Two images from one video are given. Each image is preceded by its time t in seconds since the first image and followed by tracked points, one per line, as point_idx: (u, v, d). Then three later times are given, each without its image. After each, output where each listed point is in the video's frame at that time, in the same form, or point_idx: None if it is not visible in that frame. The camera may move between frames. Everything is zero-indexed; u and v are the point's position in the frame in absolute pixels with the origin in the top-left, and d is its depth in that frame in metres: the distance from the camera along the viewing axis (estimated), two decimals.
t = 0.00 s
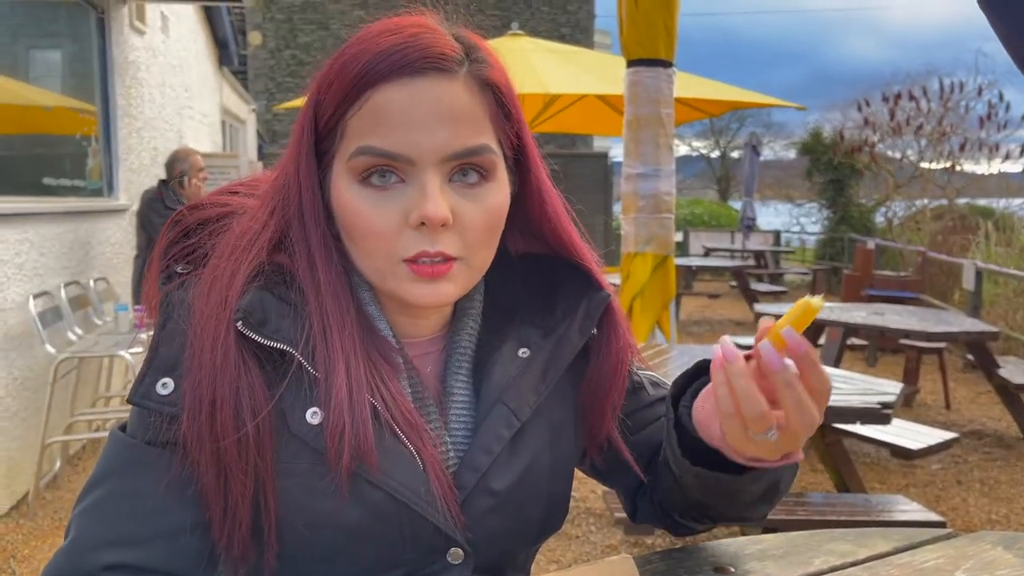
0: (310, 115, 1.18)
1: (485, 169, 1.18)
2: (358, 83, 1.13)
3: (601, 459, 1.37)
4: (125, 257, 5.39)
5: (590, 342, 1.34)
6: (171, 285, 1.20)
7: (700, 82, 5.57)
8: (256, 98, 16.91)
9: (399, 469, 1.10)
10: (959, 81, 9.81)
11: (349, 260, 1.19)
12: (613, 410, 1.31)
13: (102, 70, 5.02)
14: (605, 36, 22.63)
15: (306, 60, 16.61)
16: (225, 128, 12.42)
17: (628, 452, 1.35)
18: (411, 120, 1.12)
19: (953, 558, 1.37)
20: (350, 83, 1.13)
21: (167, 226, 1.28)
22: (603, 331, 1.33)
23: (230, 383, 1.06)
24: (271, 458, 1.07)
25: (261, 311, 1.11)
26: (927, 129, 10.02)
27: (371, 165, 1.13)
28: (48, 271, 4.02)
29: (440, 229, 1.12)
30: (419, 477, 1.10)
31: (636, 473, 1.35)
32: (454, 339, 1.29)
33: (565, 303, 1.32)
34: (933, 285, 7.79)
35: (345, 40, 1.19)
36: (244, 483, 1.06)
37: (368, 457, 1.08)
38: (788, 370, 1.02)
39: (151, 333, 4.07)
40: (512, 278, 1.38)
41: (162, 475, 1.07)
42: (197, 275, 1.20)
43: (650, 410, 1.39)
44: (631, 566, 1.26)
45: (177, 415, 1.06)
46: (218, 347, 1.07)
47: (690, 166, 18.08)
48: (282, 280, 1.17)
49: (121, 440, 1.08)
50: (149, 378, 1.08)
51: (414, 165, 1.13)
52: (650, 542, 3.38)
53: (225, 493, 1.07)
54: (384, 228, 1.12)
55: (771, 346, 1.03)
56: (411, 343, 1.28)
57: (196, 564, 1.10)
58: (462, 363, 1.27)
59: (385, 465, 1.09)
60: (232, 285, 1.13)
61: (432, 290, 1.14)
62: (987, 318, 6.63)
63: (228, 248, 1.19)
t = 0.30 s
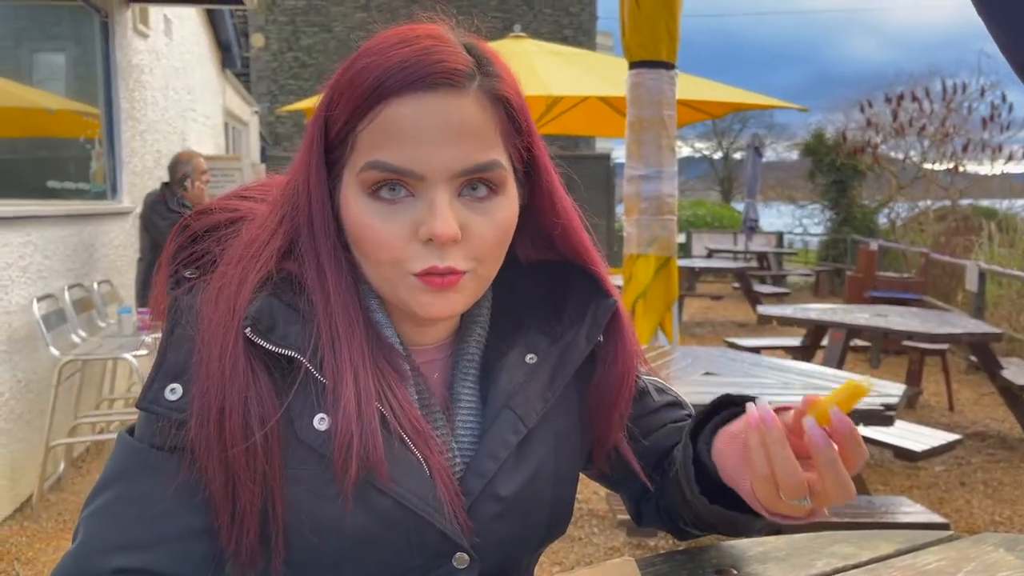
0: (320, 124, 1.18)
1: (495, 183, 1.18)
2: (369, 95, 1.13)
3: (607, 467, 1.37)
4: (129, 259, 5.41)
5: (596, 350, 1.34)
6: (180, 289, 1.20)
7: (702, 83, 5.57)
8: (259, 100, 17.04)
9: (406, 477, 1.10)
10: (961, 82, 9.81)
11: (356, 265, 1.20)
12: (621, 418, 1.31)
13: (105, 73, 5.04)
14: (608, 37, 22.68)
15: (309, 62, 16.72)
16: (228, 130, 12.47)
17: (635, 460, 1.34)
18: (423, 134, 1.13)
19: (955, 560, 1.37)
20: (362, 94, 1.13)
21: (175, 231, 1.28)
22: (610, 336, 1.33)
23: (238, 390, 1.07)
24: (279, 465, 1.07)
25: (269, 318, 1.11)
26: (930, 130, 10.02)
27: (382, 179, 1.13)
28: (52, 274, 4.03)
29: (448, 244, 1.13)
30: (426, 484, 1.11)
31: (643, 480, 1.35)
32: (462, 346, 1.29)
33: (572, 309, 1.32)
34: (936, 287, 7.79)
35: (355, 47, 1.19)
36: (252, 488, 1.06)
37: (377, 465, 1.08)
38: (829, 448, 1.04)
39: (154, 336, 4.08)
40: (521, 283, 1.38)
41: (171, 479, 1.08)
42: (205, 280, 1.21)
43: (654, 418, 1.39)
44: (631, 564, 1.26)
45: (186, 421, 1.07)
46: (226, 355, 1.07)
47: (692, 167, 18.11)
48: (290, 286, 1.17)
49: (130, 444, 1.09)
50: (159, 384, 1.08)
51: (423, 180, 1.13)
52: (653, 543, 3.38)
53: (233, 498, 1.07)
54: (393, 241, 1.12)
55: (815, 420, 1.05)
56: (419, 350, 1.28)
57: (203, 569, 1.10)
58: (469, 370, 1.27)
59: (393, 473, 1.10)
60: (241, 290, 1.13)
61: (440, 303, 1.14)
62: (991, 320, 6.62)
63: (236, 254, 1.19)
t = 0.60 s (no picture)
0: (332, 130, 1.18)
1: (506, 188, 1.18)
2: (385, 101, 1.13)
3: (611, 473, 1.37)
4: (132, 261, 5.42)
5: (602, 356, 1.33)
6: (188, 292, 1.20)
7: (705, 85, 5.56)
8: (262, 102, 17.16)
9: (412, 482, 1.11)
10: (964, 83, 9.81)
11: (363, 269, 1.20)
12: (625, 423, 1.31)
13: (108, 75, 5.05)
14: (610, 39, 22.73)
15: (312, 63, 16.88)
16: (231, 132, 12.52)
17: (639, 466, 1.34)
18: (437, 141, 1.13)
19: (957, 563, 1.37)
20: (378, 102, 1.13)
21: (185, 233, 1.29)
22: (615, 343, 1.33)
23: (245, 395, 1.07)
24: (285, 469, 1.07)
25: (276, 321, 1.12)
26: (933, 130, 10.02)
27: (396, 185, 1.13)
28: (56, 276, 4.04)
29: (462, 250, 1.13)
30: (432, 491, 1.11)
31: (648, 486, 1.34)
32: (468, 351, 1.29)
33: (578, 315, 1.32)
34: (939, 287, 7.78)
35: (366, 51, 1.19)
36: (258, 493, 1.07)
37: (383, 472, 1.08)
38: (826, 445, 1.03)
39: (158, 338, 4.09)
40: (528, 288, 1.38)
41: (176, 483, 1.08)
42: (213, 283, 1.21)
43: (657, 426, 1.39)
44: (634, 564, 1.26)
45: (192, 425, 1.07)
46: (234, 359, 1.08)
47: (694, 168, 18.13)
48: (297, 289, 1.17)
49: (138, 446, 1.09)
50: (167, 387, 1.09)
51: (438, 186, 1.13)
52: (655, 545, 3.38)
53: (239, 502, 1.08)
54: (406, 247, 1.12)
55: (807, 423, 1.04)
56: (425, 354, 1.28)
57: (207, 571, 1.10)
58: (475, 375, 1.28)
59: (400, 479, 1.10)
60: (248, 293, 1.13)
61: (453, 308, 1.14)
62: (994, 321, 6.62)
63: (244, 257, 1.20)
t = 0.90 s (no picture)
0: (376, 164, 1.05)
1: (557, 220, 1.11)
2: (454, 143, 1.01)
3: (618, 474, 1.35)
4: (134, 262, 5.42)
5: (607, 361, 1.30)
6: (189, 298, 1.18)
7: (706, 85, 5.56)
8: (265, 103, 17.23)
9: (420, 497, 1.07)
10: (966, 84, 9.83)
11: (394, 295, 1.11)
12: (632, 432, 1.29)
13: (111, 77, 5.06)
14: (613, 39, 22.76)
15: (315, 65, 16.99)
16: (234, 134, 12.56)
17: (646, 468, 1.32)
18: (506, 185, 1.02)
19: (959, 564, 1.37)
20: (441, 141, 1.02)
21: (187, 236, 1.26)
22: (620, 348, 1.29)
23: (244, 402, 1.03)
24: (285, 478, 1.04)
25: (280, 327, 1.07)
26: (935, 131, 10.03)
27: (464, 231, 1.02)
28: (58, 277, 4.05)
29: (521, 292, 1.06)
30: (436, 503, 1.07)
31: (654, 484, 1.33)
32: (473, 357, 1.26)
33: (584, 317, 1.28)
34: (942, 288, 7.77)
35: (399, 70, 1.05)
36: (254, 503, 1.02)
37: (387, 487, 1.04)
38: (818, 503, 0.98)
39: (160, 339, 4.10)
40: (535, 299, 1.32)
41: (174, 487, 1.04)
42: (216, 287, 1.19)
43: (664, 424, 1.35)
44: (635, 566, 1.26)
45: (191, 431, 1.04)
46: (234, 366, 1.04)
47: (696, 169, 18.15)
48: (302, 298, 1.13)
49: (137, 450, 1.06)
50: (168, 395, 1.07)
51: (506, 231, 1.03)
52: (658, 545, 3.38)
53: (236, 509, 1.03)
54: (469, 292, 1.03)
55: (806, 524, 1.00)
56: (429, 359, 1.24)
57: None
58: (481, 380, 1.25)
59: (409, 493, 1.06)
60: (250, 302, 1.08)
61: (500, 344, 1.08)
62: (997, 321, 6.62)
63: (249, 273, 1.11)
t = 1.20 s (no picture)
0: (405, 180, 1.01)
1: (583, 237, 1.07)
2: (487, 164, 0.96)
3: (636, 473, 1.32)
4: (139, 262, 5.46)
5: (619, 366, 1.24)
6: (201, 300, 1.13)
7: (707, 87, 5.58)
8: (269, 105, 17.38)
9: (435, 512, 1.03)
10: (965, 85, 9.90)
11: (415, 308, 1.05)
12: (647, 434, 1.25)
13: (117, 79, 5.10)
14: (614, 41, 22.86)
15: (318, 67, 17.18)
16: (237, 136, 12.65)
17: (659, 467, 1.28)
18: (538, 205, 0.97)
19: (960, 561, 1.39)
20: (474, 160, 0.97)
21: (198, 237, 1.21)
22: (632, 353, 1.23)
23: (258, 412, 0.98)
24: (296, 488, 1.00)
25: (294, 336, 1.03)
26: (934, 132, 10.10)
27: (490, 251, 0.98)
28: (65, 277, 4.09)
29: (544, 311, 1.02)
30: (448, 514, 1.04)
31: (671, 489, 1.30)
32: (485, 362, 1.22)
33: (598, 321, 1.24)
34: (942, 289, 7.79)
35: (432, 86, 1.01)
36: (267, 514, 0.98)
37: (404, 502, 0.99)
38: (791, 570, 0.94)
39: (165, 339, 4.14)
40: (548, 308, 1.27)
41: (181, 492, 0.99)
42: (228, 290, 1.14)
43: (676, 417, 1.31)
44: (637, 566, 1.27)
45: (203, 439, 0.99)
46: (246, 375, 0.99)
47: (696, 170, 18.23)
48: (317, 307, 1.08)
49: (145, 452, 1.01)
50: (179, 399, 1.01)
51: (535, 251, 0.98)
52: (660, 544, 3.40)
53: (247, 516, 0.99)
54: (493, 310, 0.99)
55: None
56: (441, 364, 1.17)
57: None
58: (494, 386, 1.21)
59: (424, 509, 1.03)
60: (264, 313, 1.03)
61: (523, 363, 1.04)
62: (998, 321, 6.65)
63: (265, 283, 1.06)
